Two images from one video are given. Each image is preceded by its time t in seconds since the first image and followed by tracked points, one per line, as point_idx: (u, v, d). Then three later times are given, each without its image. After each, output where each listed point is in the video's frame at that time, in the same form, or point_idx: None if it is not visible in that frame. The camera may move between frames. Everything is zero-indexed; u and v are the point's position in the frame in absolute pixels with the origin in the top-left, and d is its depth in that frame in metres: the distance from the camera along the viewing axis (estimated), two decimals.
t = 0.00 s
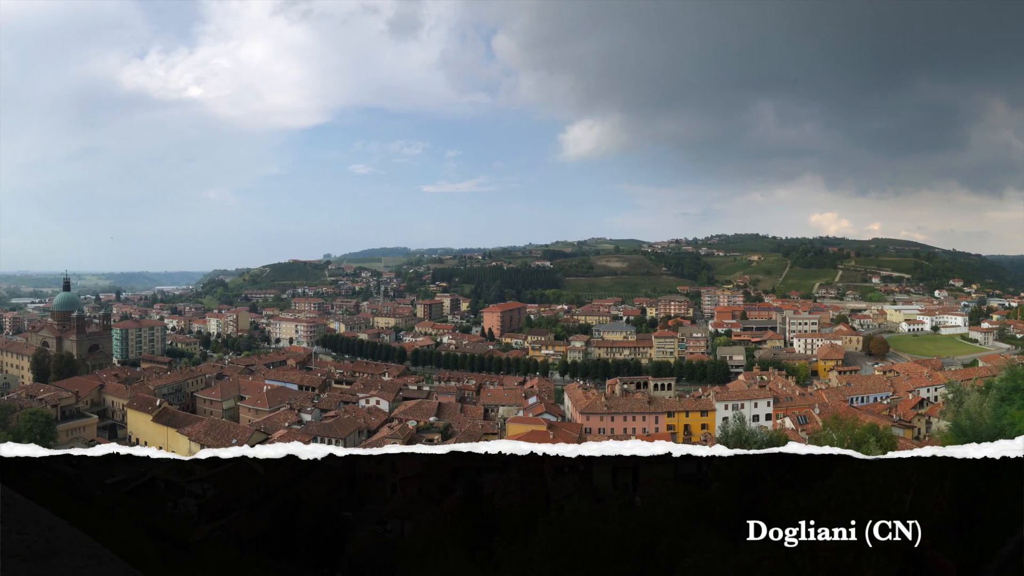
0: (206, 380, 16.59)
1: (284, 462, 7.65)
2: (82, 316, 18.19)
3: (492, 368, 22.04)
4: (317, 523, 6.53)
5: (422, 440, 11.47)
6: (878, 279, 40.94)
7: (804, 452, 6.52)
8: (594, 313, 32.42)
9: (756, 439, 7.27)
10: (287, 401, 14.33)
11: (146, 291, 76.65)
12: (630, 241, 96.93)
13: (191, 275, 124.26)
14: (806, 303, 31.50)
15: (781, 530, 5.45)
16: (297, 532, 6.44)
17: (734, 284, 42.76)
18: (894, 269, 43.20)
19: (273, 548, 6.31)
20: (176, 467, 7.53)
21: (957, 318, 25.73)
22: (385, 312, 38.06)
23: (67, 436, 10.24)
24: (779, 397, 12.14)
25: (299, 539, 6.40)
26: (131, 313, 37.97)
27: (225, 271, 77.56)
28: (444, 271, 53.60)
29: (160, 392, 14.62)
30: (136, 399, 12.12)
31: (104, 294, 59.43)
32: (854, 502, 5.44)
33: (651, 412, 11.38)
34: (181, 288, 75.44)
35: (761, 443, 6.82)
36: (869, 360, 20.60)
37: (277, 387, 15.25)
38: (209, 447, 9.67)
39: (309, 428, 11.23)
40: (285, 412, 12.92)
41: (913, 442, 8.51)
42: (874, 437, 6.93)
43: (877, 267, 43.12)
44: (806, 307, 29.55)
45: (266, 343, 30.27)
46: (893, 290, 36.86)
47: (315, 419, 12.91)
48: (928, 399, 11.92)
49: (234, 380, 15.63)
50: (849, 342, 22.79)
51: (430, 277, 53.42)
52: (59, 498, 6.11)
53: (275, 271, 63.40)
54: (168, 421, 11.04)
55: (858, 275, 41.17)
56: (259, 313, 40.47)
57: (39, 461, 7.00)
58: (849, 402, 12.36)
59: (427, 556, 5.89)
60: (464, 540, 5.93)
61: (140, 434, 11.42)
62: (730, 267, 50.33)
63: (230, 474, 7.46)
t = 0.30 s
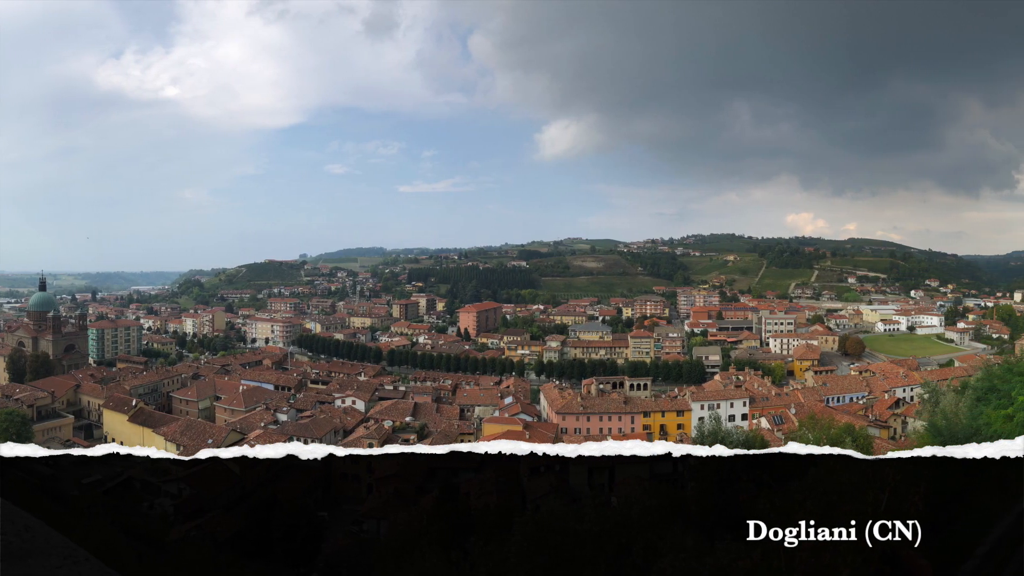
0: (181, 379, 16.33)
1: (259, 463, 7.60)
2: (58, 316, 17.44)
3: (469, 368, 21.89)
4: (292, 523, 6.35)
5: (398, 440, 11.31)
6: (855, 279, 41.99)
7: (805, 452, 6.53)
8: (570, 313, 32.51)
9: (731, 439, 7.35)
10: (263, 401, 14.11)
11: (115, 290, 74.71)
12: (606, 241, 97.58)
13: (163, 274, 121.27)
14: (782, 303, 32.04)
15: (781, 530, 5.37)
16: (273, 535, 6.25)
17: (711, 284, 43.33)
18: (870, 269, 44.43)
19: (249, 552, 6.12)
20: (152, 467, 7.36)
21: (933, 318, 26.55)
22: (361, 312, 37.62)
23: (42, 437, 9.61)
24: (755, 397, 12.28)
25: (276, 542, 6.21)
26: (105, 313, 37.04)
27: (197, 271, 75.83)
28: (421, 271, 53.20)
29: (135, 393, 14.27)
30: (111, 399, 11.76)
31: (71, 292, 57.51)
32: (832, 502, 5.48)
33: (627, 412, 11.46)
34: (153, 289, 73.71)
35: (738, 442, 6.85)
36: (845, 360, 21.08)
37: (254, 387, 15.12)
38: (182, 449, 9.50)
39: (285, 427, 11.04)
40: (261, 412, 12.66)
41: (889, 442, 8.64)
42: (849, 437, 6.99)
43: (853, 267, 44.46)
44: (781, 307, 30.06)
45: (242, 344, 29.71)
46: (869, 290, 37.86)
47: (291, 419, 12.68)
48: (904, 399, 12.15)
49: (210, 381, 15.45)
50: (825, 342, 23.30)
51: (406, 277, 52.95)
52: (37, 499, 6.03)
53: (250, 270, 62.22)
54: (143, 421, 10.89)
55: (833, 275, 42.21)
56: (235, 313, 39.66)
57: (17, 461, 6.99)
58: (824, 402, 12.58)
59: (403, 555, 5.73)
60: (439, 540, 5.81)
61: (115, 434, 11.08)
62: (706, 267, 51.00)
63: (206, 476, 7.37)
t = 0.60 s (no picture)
0: (158, 380, 16.07)
1: (235, 462, 7.32)
2: (35, 315, 16.59)
3: (445, 368, 21.73)
4: (268, 523, 6.10)
5: (374, 440, 11.13)
6: (830, 278, 42.96)
7: (806, 452, 6.35)
8: (546, 313, 32.55)
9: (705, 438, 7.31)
10: (239, 401, 13.89)
11: (85, 290, 72.86)
12: (582, 241, 98.11)
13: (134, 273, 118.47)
14: (758, 303, 32.54)
15: (780, 529, 5.35)
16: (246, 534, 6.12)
17: (687, 284, 43.83)
18: (846, 269, 45.59)
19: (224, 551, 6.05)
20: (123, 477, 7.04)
21: (909, 316, 27.38)
22: (337, 312, 37.15)
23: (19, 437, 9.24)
24: (731, 397, 12.39)
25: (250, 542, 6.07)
26: (81, 313, 36.54)
27: (171, 271, 74.38)
28: (397, 270, 52.73)
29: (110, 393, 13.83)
30: (86, 399, 11.56)
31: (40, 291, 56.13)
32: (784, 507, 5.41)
33: (604, 412, 11.48)
34: (126, 289, 72.23)
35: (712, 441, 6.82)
36: (820, 360, 21.52)
37: (230, 387, 14.91)
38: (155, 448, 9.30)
39: (260, 428, 10.81)
40: (237, 412, 12.38)
41: (866, 443, 8.78)
42: (827, 436, 7.01)
43: (829, 267, 45.73)
44: (756, 307, 30.52)
45: (218, 344, 29.22)
46: (843, 290, 38.78)
47: (267, 419, 12.40)
48: (879, 399, 12.40)
49: (185, 381, 15.08)
50: (799, 342, 23.76)
51: (383, 277, 52.43)
52: (10, 499, 5.80)
53: (224, 269, 61.10)
54: (120, 421, 10.84)
55: (808, 276, 43.16)
56: (210, 313, 38.86)
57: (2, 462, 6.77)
58: (799, 402, 12.76)
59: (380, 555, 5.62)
60: (417, 541, 5.70)
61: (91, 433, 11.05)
62: (682, 267, 51.63)
63: (182, 475, 7.09)
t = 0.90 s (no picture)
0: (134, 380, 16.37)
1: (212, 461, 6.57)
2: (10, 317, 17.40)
3: (421, 368, 21.54)
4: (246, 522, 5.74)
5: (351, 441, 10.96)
6: (805, 278, 43.95)
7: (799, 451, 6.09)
8: (522, 313, 32.57)
9: (682, 438, 7.22)
10: (214, 402, 13.55)
11: (59, 290, 71.65)
12: (559, 241, 98.61)
13: (103, 272, 115.57)
14: (734, 303, 33.03)
15: (780, 529, 4.89)
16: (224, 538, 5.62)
17: (662, 284, 44.28)
18: (822, 269, 46.83)
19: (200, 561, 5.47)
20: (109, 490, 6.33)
21: (884, 317, 28.15)
22: (313, 312, 36.73)
23: None
24: (707, 397, 12.51)
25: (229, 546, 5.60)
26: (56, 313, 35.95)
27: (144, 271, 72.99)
28: (373, 270, 52.25)
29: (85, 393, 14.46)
30: (62, 399, 11.52)
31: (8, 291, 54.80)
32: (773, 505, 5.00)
33: (580, 412, 11.48)
34: (98, 289, 70.79)
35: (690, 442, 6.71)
36: (796, 360, 22.01)
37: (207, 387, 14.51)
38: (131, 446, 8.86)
39: (236, 427, 10.61)
40: (212, 412, 12.02)
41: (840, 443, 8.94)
42: (800, 435, 7.09)
43: (806, 267, 46.90)
44: (732, 307, 30.97)
45: (194, 344, 28.83)
46: (819, 290, 39.73)
47: (242, 419, 12.19)
48: (854, 399, 12.65)
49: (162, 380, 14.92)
50: (776, 342, 24.27)
51: (359, 278, 51.89)
52: None
53: (199, 269, 60.17)
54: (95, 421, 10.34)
55: (786, 275, 44.19)
56: (185, 313, 38.20)
57: None
58: (775, 402, 12.95)
59: (354, 554, 5.26)
60: (393, 542, 5.34)
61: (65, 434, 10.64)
62: (658, 267, 52.26)
63: (162, 473, 6.38)
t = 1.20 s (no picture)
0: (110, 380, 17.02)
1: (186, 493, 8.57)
2: None
3: (397, 368, 21.38)
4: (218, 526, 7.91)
5: (327, 440, 11.45)
6: (782, 279, 44.62)
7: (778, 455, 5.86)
8: (498, 313, 32.50)
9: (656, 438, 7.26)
10: (191, 401, 14.40)
11: (30, 290, 69.77)
12: (536, 241, 98.68)
13: (72, 271, 112.58)
14: (711, 303, 33.42)
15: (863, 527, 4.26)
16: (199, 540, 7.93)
17: (640, 284, 44.65)
18: (798, 269, 47.68)
19: (180, 565, 7.91)
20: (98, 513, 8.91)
21: (859, 317, 28.67)
22: (289, 312, 36.20)
23: None
24: (683, 397, 12.53)
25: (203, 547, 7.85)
26: (32, 313, 35.27)
27: (118, 270, 71.50)
28: (350, 270, 51.53)
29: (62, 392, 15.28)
30: (40, 400, 12.85)
31: None
32: (764, 506, 4.42)
33: (555, 413, 11.71)
34: (73, 288, 69.31)
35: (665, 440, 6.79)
36: (771, 360, 22.43)
37: (183, 387, 15.31)
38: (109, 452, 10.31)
39: (213, 427, 11.52)
40: (188, 412, 12.99)
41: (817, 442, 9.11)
42: (775, 435, 7.10)
43: (782, 267, 47.73)
44: (708, 307, 31.33)
45: (169, 345, 28.42)
46: (795, 290, 40.43)
47: (218, 419, 12.98)
48: (829, 399, 12.85)
49: (138, 381, 15.82)
50: (751, 342, 24.71)
51: (336, 277, 51.32)
52: None
53: (174, 268, 58.96)
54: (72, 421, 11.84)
55: (762, 275, 44.98)
56: (161, 313, 37.37)
57: None
58: (751, 402, 13.09)
59: (329, 555, 6.46)
60: (367, 544, 6.44)
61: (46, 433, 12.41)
62: (635, 267, 52.64)
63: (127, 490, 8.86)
